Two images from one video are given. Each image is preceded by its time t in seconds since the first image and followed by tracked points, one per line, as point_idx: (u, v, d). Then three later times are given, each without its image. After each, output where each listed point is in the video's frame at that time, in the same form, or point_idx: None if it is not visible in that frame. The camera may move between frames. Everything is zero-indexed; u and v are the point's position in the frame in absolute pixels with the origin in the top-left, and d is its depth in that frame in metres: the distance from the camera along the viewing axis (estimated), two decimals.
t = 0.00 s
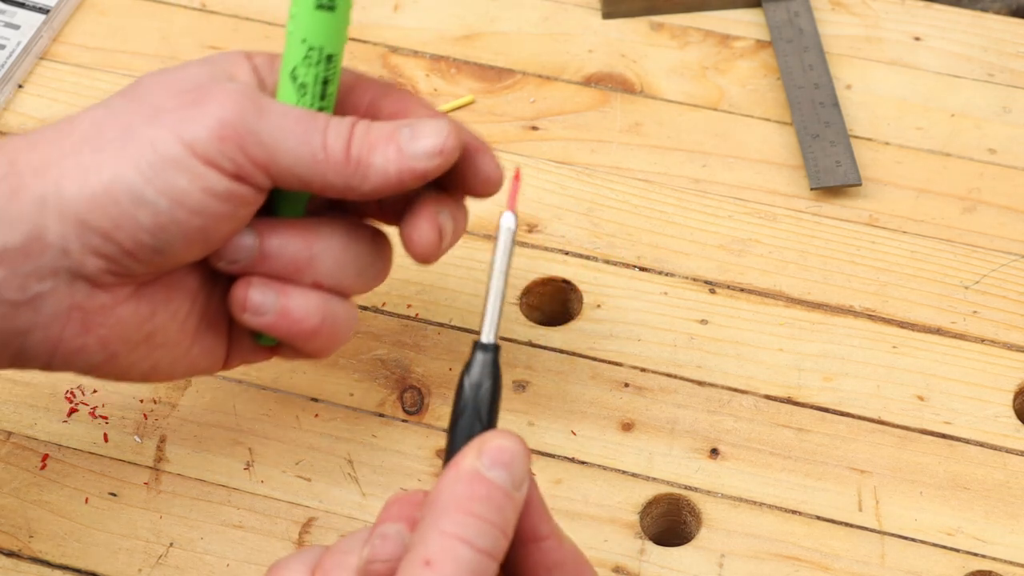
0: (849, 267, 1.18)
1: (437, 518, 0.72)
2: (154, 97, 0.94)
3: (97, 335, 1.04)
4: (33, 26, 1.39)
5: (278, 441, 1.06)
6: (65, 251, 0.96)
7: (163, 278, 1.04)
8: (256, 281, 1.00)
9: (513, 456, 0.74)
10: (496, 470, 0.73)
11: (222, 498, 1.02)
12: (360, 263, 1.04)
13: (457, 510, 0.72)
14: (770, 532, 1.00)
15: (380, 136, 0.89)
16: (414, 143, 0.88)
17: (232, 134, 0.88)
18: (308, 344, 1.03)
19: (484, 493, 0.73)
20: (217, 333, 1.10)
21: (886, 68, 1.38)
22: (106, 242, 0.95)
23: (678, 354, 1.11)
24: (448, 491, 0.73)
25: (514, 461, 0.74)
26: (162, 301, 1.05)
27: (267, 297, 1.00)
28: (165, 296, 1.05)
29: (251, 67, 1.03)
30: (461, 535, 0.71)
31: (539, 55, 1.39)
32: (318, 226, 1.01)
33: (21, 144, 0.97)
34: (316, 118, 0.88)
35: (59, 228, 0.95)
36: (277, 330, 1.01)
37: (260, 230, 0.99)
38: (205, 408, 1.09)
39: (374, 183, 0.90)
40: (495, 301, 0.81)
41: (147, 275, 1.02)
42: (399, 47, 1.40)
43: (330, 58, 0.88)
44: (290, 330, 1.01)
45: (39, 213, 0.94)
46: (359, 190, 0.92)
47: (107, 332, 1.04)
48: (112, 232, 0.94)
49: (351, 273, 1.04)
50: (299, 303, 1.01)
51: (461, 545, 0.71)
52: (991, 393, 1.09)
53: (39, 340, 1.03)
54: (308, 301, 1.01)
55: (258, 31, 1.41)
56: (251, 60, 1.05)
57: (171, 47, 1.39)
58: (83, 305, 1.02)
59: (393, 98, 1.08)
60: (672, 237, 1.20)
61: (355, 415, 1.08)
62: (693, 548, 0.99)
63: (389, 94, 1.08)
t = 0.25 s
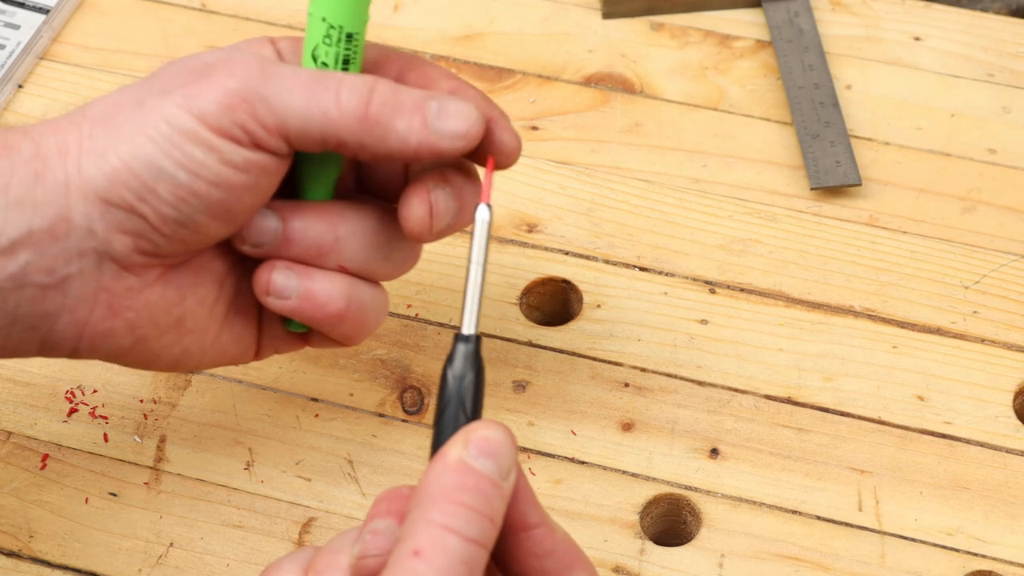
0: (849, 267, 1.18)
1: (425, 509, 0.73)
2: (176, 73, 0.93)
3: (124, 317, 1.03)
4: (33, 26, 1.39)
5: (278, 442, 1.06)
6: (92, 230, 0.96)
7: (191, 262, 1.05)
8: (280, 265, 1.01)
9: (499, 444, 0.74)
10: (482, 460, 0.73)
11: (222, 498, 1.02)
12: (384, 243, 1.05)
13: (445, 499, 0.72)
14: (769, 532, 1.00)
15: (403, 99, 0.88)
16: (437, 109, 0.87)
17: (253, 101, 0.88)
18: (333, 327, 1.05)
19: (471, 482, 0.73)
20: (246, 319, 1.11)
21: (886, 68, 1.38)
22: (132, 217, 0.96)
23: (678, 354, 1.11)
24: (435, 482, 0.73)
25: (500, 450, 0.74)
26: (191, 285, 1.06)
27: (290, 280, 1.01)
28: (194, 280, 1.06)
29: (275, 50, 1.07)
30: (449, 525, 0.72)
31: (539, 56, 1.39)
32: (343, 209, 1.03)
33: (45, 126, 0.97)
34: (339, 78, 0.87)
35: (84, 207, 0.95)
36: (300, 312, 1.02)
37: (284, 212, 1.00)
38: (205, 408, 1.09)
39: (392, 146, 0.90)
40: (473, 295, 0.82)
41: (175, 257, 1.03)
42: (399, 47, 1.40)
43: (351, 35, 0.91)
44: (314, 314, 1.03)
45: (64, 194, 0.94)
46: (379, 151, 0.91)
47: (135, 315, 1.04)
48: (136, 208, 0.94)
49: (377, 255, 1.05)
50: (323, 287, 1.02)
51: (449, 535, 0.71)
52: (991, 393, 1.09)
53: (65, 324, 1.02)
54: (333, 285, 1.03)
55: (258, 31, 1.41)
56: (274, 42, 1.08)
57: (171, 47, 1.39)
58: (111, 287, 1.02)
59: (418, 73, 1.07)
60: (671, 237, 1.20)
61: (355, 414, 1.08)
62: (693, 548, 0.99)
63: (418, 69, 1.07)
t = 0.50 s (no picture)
0: (849, 267, 1.18)
1: (419, 508, 0.73)
2: (189, 84, 0.93)
3: (136, 326, 1.03)
4: (33, 26, 1.39)
5: (278, 442, 1.06)
6: (104, 238, 0.96)
7: (201, 270, 1.06)
8: (292, 270, 1.02)
9: (492, 443, 0.74)
10: (477, 459, 0.73)
11: (222, 498, 1.02)
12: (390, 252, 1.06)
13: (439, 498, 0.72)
14: (769, 532, 1.00)
15: (417, 120, 0.89)
16: (451, 134, 0.89)
17: (268, 115, 0.88)
18: (344, 333, 1.05)
19: (465, 480, 0.73)
20: (257, 326, 1.11)
21: (887, 68, 1.38)
22: (144, 228, 0.95)
23: (678, 354, 1.11)
24: (429, 480, 0.73)
25: (491, 448, 0.74)
26: (202, 293, 1.06)
27: (301, 286, 1.02)
28: (205, 289, 1.06)
29: (290, 57, 1.08)
30: (443, 524, 0.72)
31: (539, 56, 1.39)
32: (352, 216, 1.03)
33: (56, 134, 0.96)
34: (356, 96, 0.88)
35: (97, 217, 0.94)
36: (312, 318, 1.03)
37: (296, 220, 1.01)
38: (206, 408, 1.09)
39: (403, 166, 0.91)
40: (467, 298, 0.84)
41: (187, 267, 1.03)
42: (399, 47, 1.40)
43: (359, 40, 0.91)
44: (326, 319, 1.03)
45: (77, 203, 0.94)
46: (388, 171, 0.92)
47: (146, 323, 1.04)
48: (149, 218, 0.94)
49: (388, 259, 1.06)
50: (334, 292, 1.03)
51: (442, 533, 0.71)
52: (991, 394, 1.09)
53: (77, 332, 1.02)
54: (344, 291, 1.04)
55: (258, 31, 1.41)
56: (288, 51, 1.08)
57: (171, 47, 1.39)
58: (121, 296, 1.01)
59: (428, 92, 1.07)
60: (671, 237, 1.20)
61: (355, 414, 1.08)
62: (693, 548, 0.99)
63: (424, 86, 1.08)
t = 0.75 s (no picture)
0: (849, 267, 1.18)
1: (420, 509, 0.73)
2: (189, 90, 0.94)
3: (135, 327, 1.03)
4: (33, 25, 1.39)
5: (278, 442, 1.06)
6: (104, 241, 0.95)
7: (199, 271, 1.06)
8: (294, 272, 1.03)
9: (493, 445, 0.74)
10: (478, 461, 0.73)
11: (222, 498, 1.02)
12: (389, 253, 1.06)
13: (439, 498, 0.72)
14: (769, 532, 1.00)
15: (419, 132, 0.90)
16: (452, 144, 0.89)
17: (270, 123, 0.88)
18: (346, 333, 1.05)
19: (465, 481, 0.73)
20: (255, 325, 1.11)
21: (887, 68, 1.38)
22: (145, 233, 0.95)
23: (678, 354, 1.11)
24: (429, 480, 0.73)
25: (492, 450, 0.74)
26: (199, 293, 1.06)
27: (303, 287, 1.02)
28: (203, 289, 1.07)
29: (285, 59, 1.08)
30: (443, 525, 0.72)
31: (539, 56, 1.39)
32: (352, 218, 1.04)
33: (54, 136, 0.95)
34: (358, 108, 0.88)
35: (97, 220, 0.94)
36: (314, 319, 1.03)
37: (296, 223, 1.02)
38: (206, 408, 1.09)
39: (405, 177, 0.92)
40: (468, 299, 0.84)
41: (185, 268, 1.03)
42: (399, 47, 1.40)
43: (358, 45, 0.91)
44: (327, 320, 1.04)
45: (76, 206, 0.93)
46: (389, 181, 0.93)
47: (145, 324, 1.03)
48: (150, 223, 0.94)
49: (389, 259, 1.06)
50: (336, 293, 1.04)
51: (442, 534, 0.71)
52: (991, 394, 1.09)
53: (76, 333, 1.01)
54: (346, 291, 1.04)
55: (258, 31, 1.41)
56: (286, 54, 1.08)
57: (171, 47, 1.39)
58: (121, 296, 1.01)
59: (423, 94, 1.07)
60: (671, 237, 1.20)
61: (355, 414, 1.08)
62: (693, 548, 0.99)
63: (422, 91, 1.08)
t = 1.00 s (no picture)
0: (849, 267, 1.18)
1: (419, 508, 0.73)
2: (189, 102, 0.95)
3: (132, 339, 1.03)
4: (33, 25, 1.39)
5: (278, 442, 1.06)
6: (102, 254, 0.95)
7: (197, 284, 1.06)
8: (292, 285, 1.03)
9: (493, 444, 0.74)
10: (478, 461, 0.73)
11: (222, 498, 1.02)
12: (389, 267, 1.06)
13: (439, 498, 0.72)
14: (769, 532, 1.00)
15: (417, 148, 0.89)
16: (450, 159, 0.89)
17: (269, 138, 0.88)
18: (345, 347, 1.05)
19: (465, 481, 0.73)
20: (252, 338, 1.11)
21: (887, 68, 1.38)
22: (143, 246, 0.95)
23: (678, 354, 1.11)
24: (430, 480, 0.73)
25: (492, 449, 0.74)
26: (197, 306, 1.06)
27: (301, 301, 1.03)
28: (200, 302, 1.06)
29: (284, 71, 1.07)
30: (442, 524, 0.72)
31: (539, 56, 1.39)
32: (350, 231, 1.04)
33: (54, 147, 0.96)
34: (357, 124, 0.88)
35: (95, 232, 0.94)
36: (312, 332, 1.04)
37: (295, 236, 1.02)
38: (206, 408, 1.09)
39: (403, 192, 0.92)
40: (468, 299, 0.84)
41: (183, 281, 1.03)
42: (400, 47, 1.40)
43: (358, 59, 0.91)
44: (325, 334, 1.04)
45: (74, 219, 0.93)
46: (389, 198, 0.93)
47: (142, 336, 1.03)
48: (148, 236, 0.94)
49: (387, 273, 1.06)
50: (334, 307, 1.04)
51: (442, 533, 0.71)
52: (991, 394, 1.09)
53: (72, 344, 1.01)
54: (344, 304, 1.04)
55: (258, 31, 1.41)
56: (285, 66, 1.08)
57: (171, 46, 1.39)
58: (118, 309, 1.01)
59: (421, 109, 1.07)
60: (671, 237, 1.20)
61: (355, 414, 1.08)
62: (693, 548, 0.99)
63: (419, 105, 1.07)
